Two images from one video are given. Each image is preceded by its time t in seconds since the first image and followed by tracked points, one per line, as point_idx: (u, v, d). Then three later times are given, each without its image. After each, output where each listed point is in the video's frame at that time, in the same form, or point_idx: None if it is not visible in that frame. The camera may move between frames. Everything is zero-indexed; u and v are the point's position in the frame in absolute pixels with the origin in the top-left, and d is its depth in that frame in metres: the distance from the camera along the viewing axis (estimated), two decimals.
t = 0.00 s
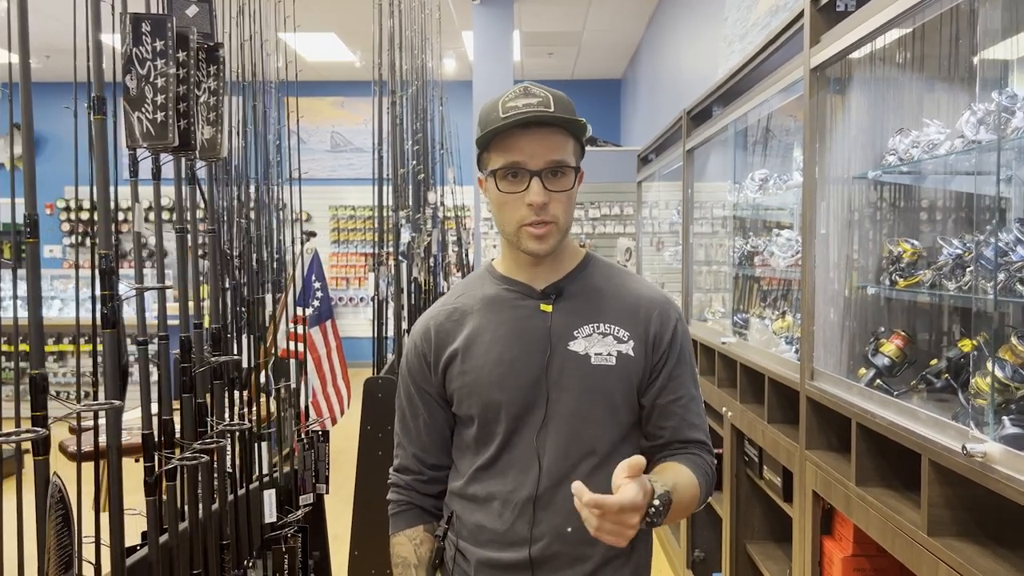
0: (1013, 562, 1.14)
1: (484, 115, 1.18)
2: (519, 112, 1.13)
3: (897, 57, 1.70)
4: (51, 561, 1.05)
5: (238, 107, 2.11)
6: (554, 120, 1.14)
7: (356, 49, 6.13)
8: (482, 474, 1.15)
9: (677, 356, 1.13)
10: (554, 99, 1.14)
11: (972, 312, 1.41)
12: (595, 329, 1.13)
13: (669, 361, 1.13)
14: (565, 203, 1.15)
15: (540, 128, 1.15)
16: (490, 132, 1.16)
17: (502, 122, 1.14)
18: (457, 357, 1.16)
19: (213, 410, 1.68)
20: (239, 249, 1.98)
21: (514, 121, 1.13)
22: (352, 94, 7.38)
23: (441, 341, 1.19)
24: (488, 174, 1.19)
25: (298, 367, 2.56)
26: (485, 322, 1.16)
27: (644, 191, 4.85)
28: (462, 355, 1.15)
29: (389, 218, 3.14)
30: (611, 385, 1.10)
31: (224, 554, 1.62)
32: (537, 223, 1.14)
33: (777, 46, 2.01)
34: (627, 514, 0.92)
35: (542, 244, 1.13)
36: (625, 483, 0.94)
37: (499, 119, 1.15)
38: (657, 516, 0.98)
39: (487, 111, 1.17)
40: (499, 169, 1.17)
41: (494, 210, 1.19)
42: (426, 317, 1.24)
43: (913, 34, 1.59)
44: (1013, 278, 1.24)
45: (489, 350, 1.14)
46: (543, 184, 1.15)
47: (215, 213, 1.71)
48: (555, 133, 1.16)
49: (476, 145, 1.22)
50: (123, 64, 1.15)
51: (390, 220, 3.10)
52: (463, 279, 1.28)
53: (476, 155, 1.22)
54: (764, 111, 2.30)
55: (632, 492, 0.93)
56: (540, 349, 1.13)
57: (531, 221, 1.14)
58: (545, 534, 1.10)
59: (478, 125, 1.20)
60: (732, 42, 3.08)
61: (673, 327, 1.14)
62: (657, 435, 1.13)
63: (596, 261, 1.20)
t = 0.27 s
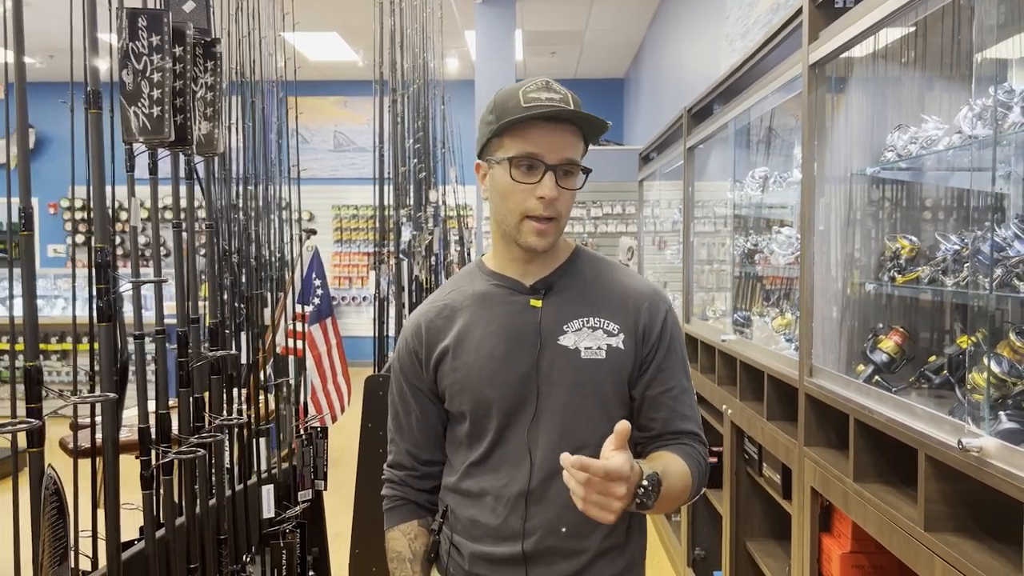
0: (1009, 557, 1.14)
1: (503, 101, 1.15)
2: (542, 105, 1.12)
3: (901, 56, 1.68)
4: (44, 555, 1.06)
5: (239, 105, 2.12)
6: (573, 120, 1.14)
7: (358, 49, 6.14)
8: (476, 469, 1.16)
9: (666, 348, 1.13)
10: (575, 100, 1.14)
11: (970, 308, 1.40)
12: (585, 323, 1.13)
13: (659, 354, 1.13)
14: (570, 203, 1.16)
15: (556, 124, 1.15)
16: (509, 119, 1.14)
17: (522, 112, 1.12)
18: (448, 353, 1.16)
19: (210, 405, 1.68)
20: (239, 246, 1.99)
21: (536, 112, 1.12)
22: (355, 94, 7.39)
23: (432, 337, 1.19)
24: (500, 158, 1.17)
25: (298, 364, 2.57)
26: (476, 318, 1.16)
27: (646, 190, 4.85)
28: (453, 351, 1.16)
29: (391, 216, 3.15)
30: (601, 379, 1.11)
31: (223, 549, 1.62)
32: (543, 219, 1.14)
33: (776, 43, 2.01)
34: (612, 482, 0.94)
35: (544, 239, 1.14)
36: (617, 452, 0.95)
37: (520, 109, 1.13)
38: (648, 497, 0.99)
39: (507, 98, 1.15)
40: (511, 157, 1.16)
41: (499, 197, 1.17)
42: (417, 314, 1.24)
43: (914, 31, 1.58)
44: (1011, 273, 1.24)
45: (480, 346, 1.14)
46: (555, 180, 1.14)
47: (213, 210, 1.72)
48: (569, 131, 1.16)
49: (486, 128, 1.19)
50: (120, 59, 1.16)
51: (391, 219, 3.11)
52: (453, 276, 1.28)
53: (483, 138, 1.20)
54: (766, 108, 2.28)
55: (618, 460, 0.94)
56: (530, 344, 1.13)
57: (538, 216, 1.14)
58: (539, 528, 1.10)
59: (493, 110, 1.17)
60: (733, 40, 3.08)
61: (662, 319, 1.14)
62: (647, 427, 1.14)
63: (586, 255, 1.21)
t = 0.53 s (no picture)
0: (1009, 555, 1.13)
1: (503, 99, 1.16)
2: (543, 103, 1.12)
3: (907, 55, 1.67)
4: (44, 551, 1.06)
5: (241, 104, 2.13)
6: (573, 119, 1.14)
7: (361, 48, 6.15)
8: (473, 467, 1.16)
9: (661, 346, 1.13)
10: (575, 99, 1.15)
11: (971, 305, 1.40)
12: (581, 321, 1.13)
13: (653, 352, 1.13)
14: (570, 202, 1.16)
15: (556, 123, 1.15)
16: (509, 117, 1.14)
17: (523, 109, 1.12)
18: (445, 351, 1.16)
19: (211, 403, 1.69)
20: (241, 244, 2.00)
21: (537, 111, 1.12)
22: (358, 94, 7.40)
23: (428, 336, 1.19)
24: (500, 156, 1.17)
25: (299, 363, 2.57)
26: (472, 316, 1.16)
27: (648, 189, 4.85)
28: (450, 349, 1.16)
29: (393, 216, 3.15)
30: (598, 377, 1.11)
31: (222, 547, 1.61)
32: (543, 216, 1.14)
33: (777, 41, 2.01)
34: (603, 465, 0.94)
35: (543, 238, 1.14)
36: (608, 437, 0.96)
37: (520, 107, 1.13)
38: (638, 486, 1.00)
39: (507, 96, 1.15)
40: (511, 155, 1.16)
41: (498, 195, 1.17)
42: (414, 312, 1.24)
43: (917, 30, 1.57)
44: (1012, 271, 1.24)
45: (477, 344, 1.14)
46: (555, 178, 1.14)
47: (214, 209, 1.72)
48: (569, 129, 1.16)
49: (486, 125, 1.19)
50: (120, 56, 1.17)
51: (394, 219, 3.11)
52: (450, 274, 1.28)
53: (483, 135, 1.20)
54: (771, 104, 2.25)
55: (609, 445, 0.95)
56: (526, 342, 1.13)
57: (537, 214, 1.14)
58: (536, 526, 1.10)
59: (493, 108, 1.18)
60: (736, 39, 3.07)
61: (657, 317, 1.14)
62: (640, 424, 1.14)
63: (582, 254, 1.21)
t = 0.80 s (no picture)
0: (1009, 557, 1.13)
1: (498, 102, 1.16)
2: (537, 105, 1.12)
3: (909, 55, 1.67)
4: (48, 551, 1.07)
5: (244, 105, 2.13)
6: (569, 121, 1.15)
7: (365, 49, 6.16)
8: (471, 467, 1.16)
9: (658, 348, 1.14)
10: (570, 101, 1.15)
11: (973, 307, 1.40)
12: (579, 323, 1.13)
13: (651, 354, 1.13)
14: (566, 203, 1.16)
15: (552, 125, 1.15)
16: (505, 121, 1.14)
17: (519, 112, 1.13)
18: (444, 352, 1.17)
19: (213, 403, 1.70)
20: (244, 244, 2.00)
21: (532, 113, 1.13)
22: (362, 94, 7.41)
23: (427, 337, 1.19)
24: (495, 160, 1.18)
25: (303, 364, 2.58)
26: (471, 318, 1.17)
27: (652, 190, 4.85)
28: (449, 350, 1.16)
29: (396, 216, 3.16)
30: (595, 379, 1.11)
31: (226, 546, 1.65)
32: (540, 218, 1.14)
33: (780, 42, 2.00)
34: (596, 454, 0.94)
35: (541, 241, 1.14)
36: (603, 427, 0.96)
37: (515, 110, 1.14)
38: (639, 477, 0.99)
39: (503, 100, 1.16)
40: (507, 158, 1.16)
41: (495, 198, 1.18)
42: (412, 313, 1.25)
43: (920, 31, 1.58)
44: (1013, 273, 1.24)
45: (475, 346, 1.15)
46: (551, 180, 1.15)
47: (217, 210, 1.72)
48: (565, 132, 1.16)
49: (482, 128, 1.20)
50: (123, 59, 1.17)
51: (398, 219, 3.12)
52: (448, 275, 1.29)
53: (478, 138, 1.20)
54: (773, 105, 2.25)
55: (603, 434, 0.95)
56: (524, 344, 1.13)
57: (534, 216, 1.14)
58: (534, 527, 1.11)
59: (489, 111, 1.18)
60: (740, 39, 3.07)
61: (655, 319, 1.15)
62: (639, 425, 1.14)
63: (580, 255, 1.21)
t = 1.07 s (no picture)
0: (1013, 557, 1.13)
1: (494, 105, 1.17)
2: (532, 105, 1.12)
3: (912, 55, 1.67)
4: (54, 551, 1.08)
5: (248, 105, 2.14)
6: (566, 119, 1.14)
7: (369, 49, 6.16)
8: (475, 467, 1.16)
9: (662, 347, 1.13)
10: (566, 98, 1.15)
11: (978, 307, 1.39)
12: (582, 323, 1.13)
13: (654, 354, 1.13)
14: (567, 202, 1.16)
15: (549, 124, 1.15)
16: (500, 123, 1.15)
17: (514, 114, 1.13)
18: (447, 353, 1.17)
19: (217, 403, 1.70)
20: (248, 245, 2.01)
21: (527, 113, 1.13)
22: (365, 94, 7.42)
23: (431, 337, 1.20)
24: (494, 163, 1.18)
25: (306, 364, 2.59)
26: (474, 318, 1.17)
27: (655, 190, 4.84)
28: (452, 351, 1.16)
29: (400, 216, 3.16)
30: (599, 379, 1.11)
31: (230, 547, 1.67)
32: (540, 218, 1.14)
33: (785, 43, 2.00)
34: (580, 453, 0.91)
35: (542, 240, 1.14)
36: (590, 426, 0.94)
37: (511, 111, 1.14)
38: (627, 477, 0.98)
39: (499, 101, 1.16)
40: (505, 160, 1.17)
41: (495, 200, 1.18)
42: (417, 314, 1.25)
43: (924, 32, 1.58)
44: (1018, 273, 1.24)
45: (478, 346, 1.15)
46: (550, 180, 1.15)
47: (222, 210, 1.73)
48: (562, 130, 1.16)
49: (480, 131, 1.20)
50: (129, 61, 1.18)
51: (401, 219, 3.12)
52: (453, 275, 1.29)
53: (478, 141, 1.21)
54: (776, 106, 2.25)
55: (590, 433, 0.92)
56: (528, 344, 1.14)
57: (534, 216, 1.14)
58: (537, 527, 1.11)
59: (486, 114, 1.19)
60: (744, 39, 3.06)
61: (658, 318, 1.14)
62: (642, 425, 1.13)
63: (583, 255, 1.21)
